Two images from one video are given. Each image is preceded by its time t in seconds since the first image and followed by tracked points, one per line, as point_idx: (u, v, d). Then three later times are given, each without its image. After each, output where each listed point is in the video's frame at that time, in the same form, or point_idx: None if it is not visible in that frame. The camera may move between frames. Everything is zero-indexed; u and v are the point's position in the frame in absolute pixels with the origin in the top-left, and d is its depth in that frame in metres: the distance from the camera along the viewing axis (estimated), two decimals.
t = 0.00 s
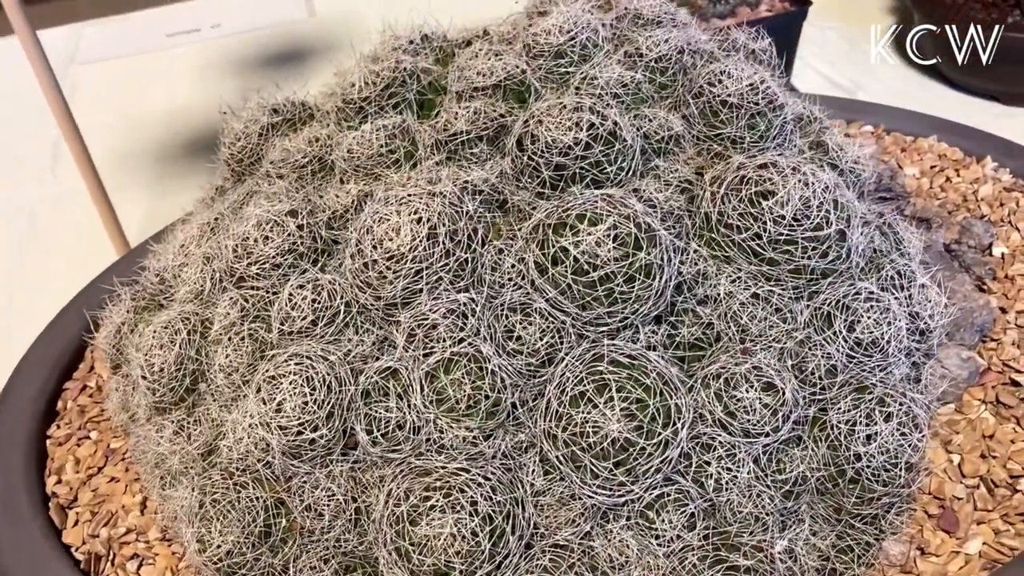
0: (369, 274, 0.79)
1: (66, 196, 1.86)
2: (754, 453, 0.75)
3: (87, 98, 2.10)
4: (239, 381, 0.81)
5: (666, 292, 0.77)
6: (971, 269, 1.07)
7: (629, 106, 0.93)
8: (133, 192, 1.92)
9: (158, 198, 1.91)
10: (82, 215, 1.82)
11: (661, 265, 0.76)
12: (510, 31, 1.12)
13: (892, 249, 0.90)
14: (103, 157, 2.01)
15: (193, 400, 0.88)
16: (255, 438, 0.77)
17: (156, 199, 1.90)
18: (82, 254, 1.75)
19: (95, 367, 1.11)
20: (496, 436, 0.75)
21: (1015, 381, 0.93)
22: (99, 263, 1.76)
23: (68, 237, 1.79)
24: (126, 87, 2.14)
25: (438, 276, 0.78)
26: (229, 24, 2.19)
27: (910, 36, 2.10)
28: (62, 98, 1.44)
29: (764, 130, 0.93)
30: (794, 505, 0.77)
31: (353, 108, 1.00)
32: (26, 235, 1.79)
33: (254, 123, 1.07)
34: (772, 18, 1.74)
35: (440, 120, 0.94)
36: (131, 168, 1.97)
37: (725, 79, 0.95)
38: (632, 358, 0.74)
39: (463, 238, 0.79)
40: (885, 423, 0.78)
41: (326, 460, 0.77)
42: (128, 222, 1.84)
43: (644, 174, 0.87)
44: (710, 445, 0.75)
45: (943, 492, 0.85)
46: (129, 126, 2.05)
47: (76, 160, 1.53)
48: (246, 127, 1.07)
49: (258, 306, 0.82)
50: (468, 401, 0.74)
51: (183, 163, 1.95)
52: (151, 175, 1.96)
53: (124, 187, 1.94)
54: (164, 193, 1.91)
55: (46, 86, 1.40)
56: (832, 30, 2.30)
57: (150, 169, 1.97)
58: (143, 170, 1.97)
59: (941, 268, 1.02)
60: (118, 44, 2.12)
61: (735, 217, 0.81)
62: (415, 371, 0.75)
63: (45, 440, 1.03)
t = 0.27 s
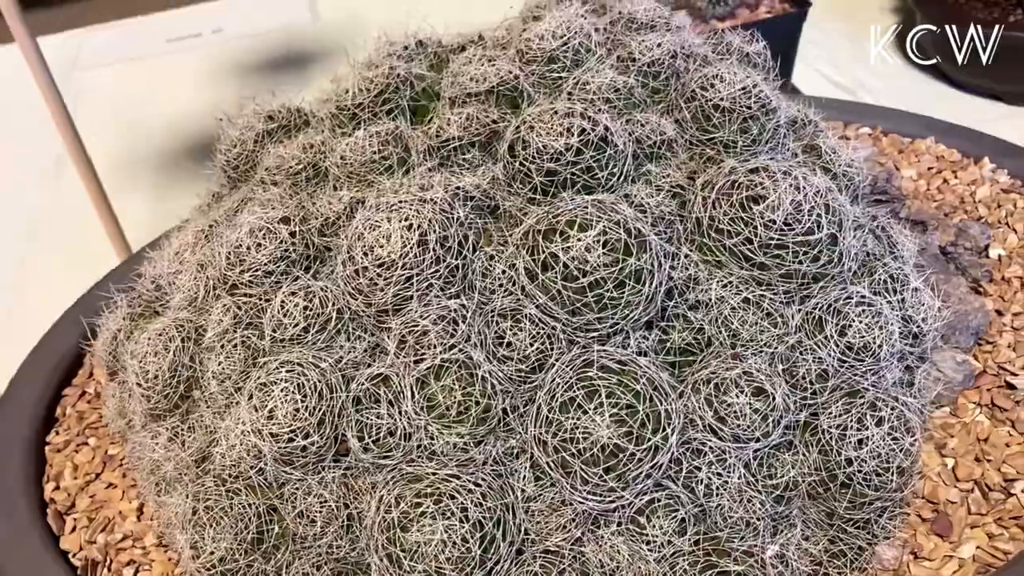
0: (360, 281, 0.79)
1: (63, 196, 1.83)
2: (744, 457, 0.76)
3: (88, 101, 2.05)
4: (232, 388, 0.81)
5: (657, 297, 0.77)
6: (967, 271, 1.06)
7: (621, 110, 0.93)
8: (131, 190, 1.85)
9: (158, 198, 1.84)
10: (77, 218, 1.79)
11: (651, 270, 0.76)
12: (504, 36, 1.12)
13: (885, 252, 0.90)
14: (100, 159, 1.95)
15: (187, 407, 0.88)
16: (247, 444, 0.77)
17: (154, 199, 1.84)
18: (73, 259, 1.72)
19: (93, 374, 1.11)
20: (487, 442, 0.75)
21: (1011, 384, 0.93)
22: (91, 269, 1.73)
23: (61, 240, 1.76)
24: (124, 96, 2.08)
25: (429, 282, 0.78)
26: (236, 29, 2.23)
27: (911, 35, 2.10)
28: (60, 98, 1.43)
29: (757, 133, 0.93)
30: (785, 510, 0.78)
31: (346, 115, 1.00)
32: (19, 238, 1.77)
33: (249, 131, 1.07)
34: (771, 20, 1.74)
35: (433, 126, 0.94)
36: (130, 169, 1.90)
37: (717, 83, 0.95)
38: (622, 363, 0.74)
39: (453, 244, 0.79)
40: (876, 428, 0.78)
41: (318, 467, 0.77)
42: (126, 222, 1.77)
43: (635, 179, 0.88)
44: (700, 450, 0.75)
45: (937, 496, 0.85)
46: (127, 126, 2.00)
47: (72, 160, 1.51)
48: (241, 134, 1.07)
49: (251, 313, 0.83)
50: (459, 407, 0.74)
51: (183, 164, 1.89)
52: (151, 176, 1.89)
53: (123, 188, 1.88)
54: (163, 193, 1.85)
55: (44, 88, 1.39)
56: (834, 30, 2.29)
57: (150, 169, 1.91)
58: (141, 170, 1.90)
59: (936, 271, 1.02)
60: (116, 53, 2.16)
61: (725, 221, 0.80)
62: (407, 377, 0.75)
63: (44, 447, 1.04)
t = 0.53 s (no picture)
0: (353, 284, 0.80)
1: (64, 198, 1.85)
2: (734, 458, 0.76)
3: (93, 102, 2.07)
4: (226, 391, 0.82)
5: (647, 299, 0.78)
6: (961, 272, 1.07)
7: (614, 114, 0.94)
8: (134, 192, 1.86)
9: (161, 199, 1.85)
10: (78, 218, 1.81)
11: (641, 273, 0.76)
12: (499, 40, 1.13)
13: (877, 254, 0.90)
14: (103, 160, 1.97)
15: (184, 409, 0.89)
16: (242, 446, 0.78)
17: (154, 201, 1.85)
18: (73, 259, 1.73)
19: (94, 377, 1.12)
20: (479, 444, 0.76)
21: (1004, 385, 0.93)
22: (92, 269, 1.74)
23: (62, 240, 1.77)
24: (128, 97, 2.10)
25: (421, 286, 0.79)
26: (242, 31, 2.21)
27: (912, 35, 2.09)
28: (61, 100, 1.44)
29: (749, 136, 0.94)
30: (774, 510, 0.78)
31: (342, 120, 1.01)
32: (20, 238, 1.78)
33: (246, 136, 1.08)
34: (770, 22, 1.74)
35: (427, 130, 0.95)
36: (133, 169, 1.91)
37: (710, 86, 0.95)
38: (613, 366, 0.75)
39: (445, 248, 0.80)
40: (866, 429, 0.78)
41: (311, 469, 0.78)
42: (127, 222, 1.79)
43: (627, 182, 0.88)
44: (690, 451, 0.75)
45: (927, 497, 0.85)
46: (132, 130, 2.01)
47: (73, 162, 1.52)
48: (239, 138, 1.08)
49: (246, 316, 0.83)
50: (451, 409, 0.75)
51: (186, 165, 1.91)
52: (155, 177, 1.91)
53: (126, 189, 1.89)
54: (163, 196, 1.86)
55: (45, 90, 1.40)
56: (835, 31, 2.29)
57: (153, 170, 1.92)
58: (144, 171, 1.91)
59: (929, 272, 1.02)
60: (135, 54, 2.17)
61: (716, 225, 0.81)
62: (399, 380, 0.76)
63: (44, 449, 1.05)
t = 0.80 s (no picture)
0: (343, 284, 0.80)
1: (64, 198, 1.85)
2: (720, 457, 0.77)
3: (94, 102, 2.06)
4: (217, 390, 0.83)
5: (635, 298, 0.78)
6: (952, 272, 1.07)
7: (604, 114, 0.94)
8: (134, 193, 1.84)
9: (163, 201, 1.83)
10: (77, 218, 1.82)
11: (628, 272, 0.77)
12: (492, 41, 1.13)
13: (866, 254, 0.90)
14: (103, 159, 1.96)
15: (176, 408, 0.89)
16: (232, 445, 0.78)
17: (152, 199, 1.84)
18: (73, 259, 1.74)
19: (89, 376, 1.13)
20: (466, 442, 0.77)
21: (993, 384, 0.94)
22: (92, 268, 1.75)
23: (62, 240, 1.78)
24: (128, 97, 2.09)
25: (410, 285, 0.80)
26: (241, 31, 2.21)
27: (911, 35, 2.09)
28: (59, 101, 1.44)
29: (738, 137, 0.94)
30: (762, 509, 0.79)
31: (335, 120, 1.02)
32: (21, 238, 1.79)
33: (240, 136, 1.09)
34: (765, 22, 1.74)
35: (418, 130, 0.96)
36: (131, 169, 1.90)
37: (700, 87, 0.95)
38: (600, 364, 0.75)
39: (434, 248, 0.81)
40: (852, 428, 0.79)
41: (301, 467, 0.78)
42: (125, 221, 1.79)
43: (616, 182, 0.89)
44: (677, 450, 0.76)
45: (915, 495, 0.85)
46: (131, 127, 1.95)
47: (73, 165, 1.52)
48: (233, 139, 1.09)
49: (236, 316, 0.84)
50: (439, 408, 0.76)
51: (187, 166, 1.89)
52: (156, 179, 1.89)
53: (126, 191, 1.87)
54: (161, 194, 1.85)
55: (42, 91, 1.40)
56: (835, 31, 2.30)
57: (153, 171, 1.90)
58: (145, 173, 1.89)
59: (919, 272, 1.02)
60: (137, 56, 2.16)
61: (703, 225, 0.81)
62: (388, 378, 0.77)
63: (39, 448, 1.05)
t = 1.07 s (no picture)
0: (328, 280, 0.81)
1: (62, 197, 1.85)
2: (703, 454, 0.77)
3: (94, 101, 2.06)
4: (203, 386, 0.83)
5: (619, 296, 0.79)
6: (939, 272, 1.07)
7: (591, 113, 0.94)
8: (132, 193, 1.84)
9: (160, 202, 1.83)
10: (76, 217, 1.82)
11: (612, 270, 0.77)
12: (482, 40, 1.13)
13: (851, 253, 0.91)
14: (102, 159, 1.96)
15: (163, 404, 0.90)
16: (216, 441, 0.78)
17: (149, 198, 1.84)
18: (73, 258, 1.75)
19: (79, 373, 1.13)
20: (450, 439, 0.77)
21: (978, 383, 0.94)
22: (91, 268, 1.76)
23: (61, 240, 1.79)
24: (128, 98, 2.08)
25: (395, 282, 0.80)
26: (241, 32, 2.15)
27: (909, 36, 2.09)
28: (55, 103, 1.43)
29: (725, 136, 0.94)
30: (744, 506, 0.79)
31: (324, 119, 1.02)
32: (20, 238, 1.79)
33: (231, 134, 1.09)
34: (759, 22, 1.74)
35: (405, 129, 0.96)
36: (129, 169, 1.90)
37: (688, 85, 0.95)
38: (583, 361, 0.75)
39: (419, 245, 0.81)
40: (834, 425, 0.79)
41: (285, 463, 0.79)
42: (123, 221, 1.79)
43: (602, 181, 0.89)
44: (659, 446, 0.76)
45: (899, 493, 0.85)
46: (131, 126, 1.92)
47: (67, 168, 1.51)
48: (223, 137, 1.10)
49: (223, 312, 0.85)
50: (422, 404, 0.76)
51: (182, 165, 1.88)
52: (153, 179, 1.88)
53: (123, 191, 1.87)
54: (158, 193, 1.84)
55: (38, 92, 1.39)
56: (832, 31, 2.30)
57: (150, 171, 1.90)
58: (143, 173, 1.88)
59: (907, 272, 1.03)
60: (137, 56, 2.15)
61: (688, 223, 0.82)
62: (373, 375, 0.77)
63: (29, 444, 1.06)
